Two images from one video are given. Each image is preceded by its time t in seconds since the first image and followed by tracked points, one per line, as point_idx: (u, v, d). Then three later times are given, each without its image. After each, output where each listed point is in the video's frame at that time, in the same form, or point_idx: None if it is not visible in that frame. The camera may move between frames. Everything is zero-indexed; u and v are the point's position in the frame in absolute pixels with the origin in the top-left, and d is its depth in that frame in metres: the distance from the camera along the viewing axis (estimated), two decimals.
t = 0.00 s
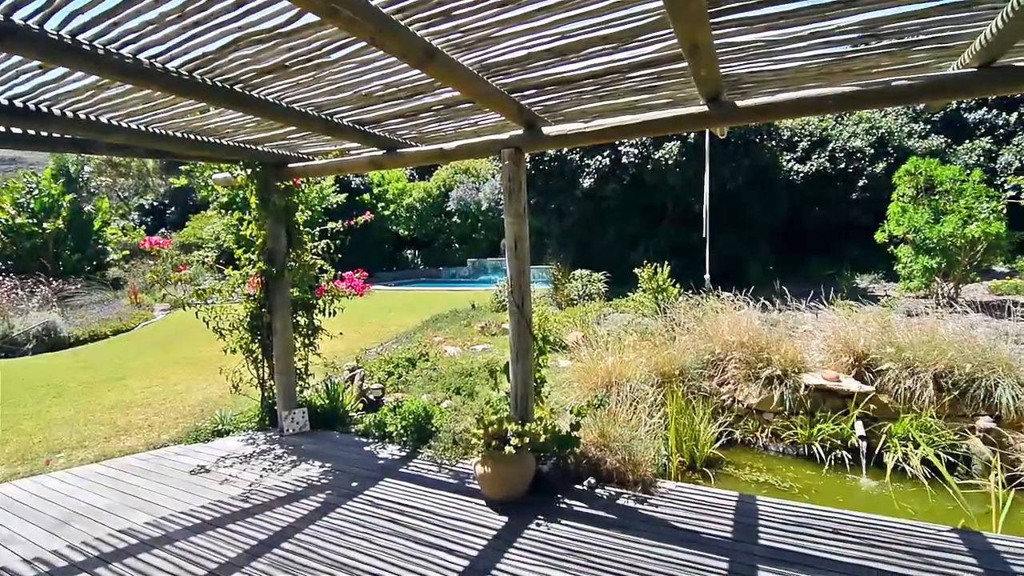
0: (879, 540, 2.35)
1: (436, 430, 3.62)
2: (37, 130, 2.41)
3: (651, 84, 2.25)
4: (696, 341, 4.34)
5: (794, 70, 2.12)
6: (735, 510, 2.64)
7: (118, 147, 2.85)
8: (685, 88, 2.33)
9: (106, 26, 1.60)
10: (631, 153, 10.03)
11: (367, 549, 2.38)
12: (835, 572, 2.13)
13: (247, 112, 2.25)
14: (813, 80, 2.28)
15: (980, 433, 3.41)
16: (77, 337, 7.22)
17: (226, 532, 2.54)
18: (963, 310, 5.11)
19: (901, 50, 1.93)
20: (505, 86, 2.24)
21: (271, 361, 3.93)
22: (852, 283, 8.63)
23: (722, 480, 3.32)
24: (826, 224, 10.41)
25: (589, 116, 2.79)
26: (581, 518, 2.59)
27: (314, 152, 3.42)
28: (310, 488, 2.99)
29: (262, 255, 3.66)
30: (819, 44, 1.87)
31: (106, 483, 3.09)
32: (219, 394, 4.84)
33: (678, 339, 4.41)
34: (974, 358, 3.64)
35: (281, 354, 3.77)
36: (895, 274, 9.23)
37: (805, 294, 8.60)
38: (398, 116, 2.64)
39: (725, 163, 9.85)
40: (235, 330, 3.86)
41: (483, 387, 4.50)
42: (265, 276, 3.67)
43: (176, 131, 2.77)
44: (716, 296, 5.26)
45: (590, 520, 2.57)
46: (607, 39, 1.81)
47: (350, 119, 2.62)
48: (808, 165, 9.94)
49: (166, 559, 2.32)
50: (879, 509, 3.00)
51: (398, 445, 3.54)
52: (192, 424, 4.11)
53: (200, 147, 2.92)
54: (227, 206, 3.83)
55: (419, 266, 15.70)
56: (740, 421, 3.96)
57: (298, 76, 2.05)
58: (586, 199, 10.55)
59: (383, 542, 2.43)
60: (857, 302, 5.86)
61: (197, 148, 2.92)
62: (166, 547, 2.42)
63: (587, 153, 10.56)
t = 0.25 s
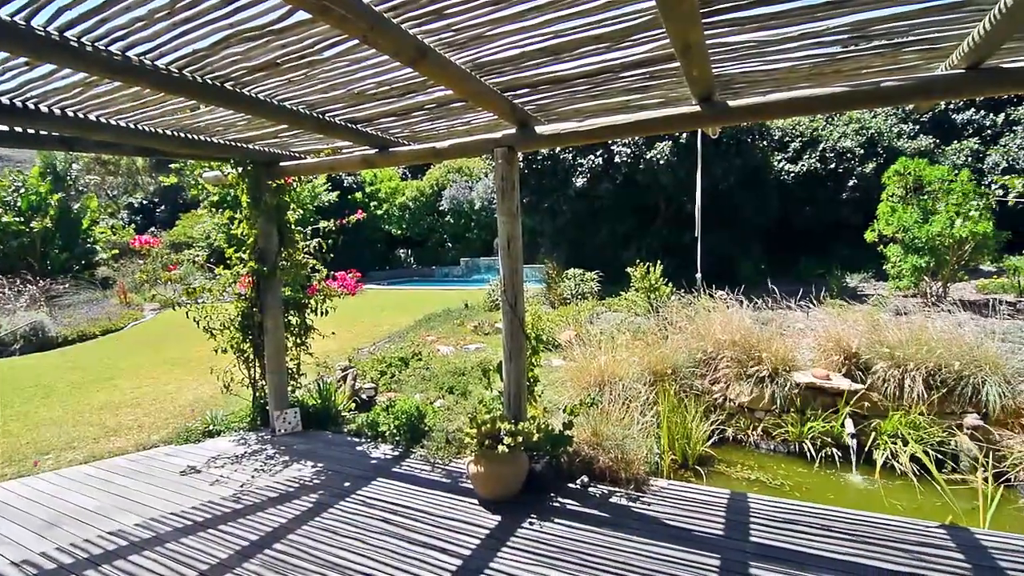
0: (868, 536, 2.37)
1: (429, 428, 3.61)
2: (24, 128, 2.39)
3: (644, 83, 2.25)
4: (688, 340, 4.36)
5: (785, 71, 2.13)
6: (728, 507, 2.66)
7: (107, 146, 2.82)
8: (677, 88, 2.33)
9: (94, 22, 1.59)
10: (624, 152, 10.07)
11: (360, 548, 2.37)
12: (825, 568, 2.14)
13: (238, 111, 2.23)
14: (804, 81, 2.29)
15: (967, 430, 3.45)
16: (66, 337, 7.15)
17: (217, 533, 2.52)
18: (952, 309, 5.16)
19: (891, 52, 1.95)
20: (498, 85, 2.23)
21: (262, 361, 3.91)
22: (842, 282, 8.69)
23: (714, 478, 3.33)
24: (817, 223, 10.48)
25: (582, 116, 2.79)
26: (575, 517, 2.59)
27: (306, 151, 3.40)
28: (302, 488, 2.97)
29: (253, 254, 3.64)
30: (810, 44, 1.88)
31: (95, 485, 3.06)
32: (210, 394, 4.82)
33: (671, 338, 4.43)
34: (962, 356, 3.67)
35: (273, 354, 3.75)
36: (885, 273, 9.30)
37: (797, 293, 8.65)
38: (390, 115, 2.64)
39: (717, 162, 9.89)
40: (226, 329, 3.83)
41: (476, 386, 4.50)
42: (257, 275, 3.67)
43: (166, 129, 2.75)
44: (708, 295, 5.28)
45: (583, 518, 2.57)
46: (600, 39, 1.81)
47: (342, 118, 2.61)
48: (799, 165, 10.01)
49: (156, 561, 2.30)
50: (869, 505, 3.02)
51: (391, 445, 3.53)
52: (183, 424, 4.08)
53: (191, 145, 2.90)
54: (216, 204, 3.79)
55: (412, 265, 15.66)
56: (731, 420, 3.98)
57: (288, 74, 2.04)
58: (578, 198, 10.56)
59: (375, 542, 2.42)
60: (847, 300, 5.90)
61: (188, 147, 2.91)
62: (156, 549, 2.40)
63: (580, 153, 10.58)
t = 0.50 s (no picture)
0: (858, 533, 2.39)
1: (423, 427, 3.61)
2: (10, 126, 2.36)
3: (636, 83, 2.25)
4: (680, 339, 4.37)
5: (776, 72, 2.14)
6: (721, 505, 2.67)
7: (96, 144, 2.80)
8: (669, 88, 2.34)
9: (82, 19, 1.57)
10: (617, 151, 10.09)
11: (352, 549, 2.36)
12: (816, 565, 2.16)
13: (229, 109, 2.22)
14: (795, 82, 2.31)
15: (956, 427, 3.48)
16: (54, 337, 7.09)
17: (208, 534, 2.50)
18: (940, 307, 5.21)
19: (880, 53, 1.96)
20: (491, 85, 2.23)
21: (254, 361, 3.89)
22: (833, 281, 8.75)
23: (706, 476, 3.35)
24: (808, 223, 10.54)
25: (575, 115, 2.79)
26: (567, 515, 2.59)
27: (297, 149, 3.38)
28: (294, 488, 2.96)
29: (245, 253, 3.62)
30: (801, 45, 1.89)
31: (84, 486, 3.04)
32: (201, 394, 4.79)
33: (663, 336, 4.44)
34: (950, 354, 3.71)
35: (265, 353, 3.73)
36: (875, 272, 9.37)
37: (788, 292, 8.70)
38: (382, 114, 2.63)
39: (709, 162, 9.93)
40: (217, 329, 3.81)
41: (470, 385, 4.49)
42: (248, 275, 3.64)
43: (156, 128, 2.72)
44: (700, 295, 5.29)
45: (576, 516, 2.58)
46: (592, 38, 1.81)
47: (333, 116, 2.60)
48: (790, 165, 10.09)
49: (146, 562, 2.29)
50: (859, 502, 3.04)
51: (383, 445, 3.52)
52: (173, 425, 4.06)
53: (182, 144, 2.88)
54: (207, 203, 3.76)
55: (405, 264, 15.62)
56: (723, 418, 4.00)
57: (280, 72, 2.03)
58: (571, 197, 10.57)
59: (367, 541, 2.41)
60: (838, 299, 5.94)
61: (178, 146, 2.89)
62: (146, 550, 2.38)
63: (573, 152, 10.59)
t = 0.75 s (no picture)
0: (849, 530, 2.40)
1: (416, 427, 3.60)
2: None
3: (629, 83, 2.26)
4: (673, 339, 4.38)
5: (768, 72, 2.15)
6: (713, 503, 2.68)
7: (85, 142, 2.77)
8: (662, 88, 2.34)
9: (71, 16, 1.56)
10: (610, 151, 10.10)
11: (345, 549, 2.35)
12: (807, 562, 2.17)
13: (220, 107, 2.20)
14: (786, 82, 2.32)
15: (944, 425, 3.52)
16: (42, 337, 7.02)
17: (199, 535, 2.49)
18: (930, 306, 5.25)
19: (871, 54, 1.97)
20: (484, 84, 2.23)
21: (246, 361, 3.87)
22: (824, 281, 8.80)
23: (698, 475, 3.36)
24: (799, 223, 10.60)
25: (568, 115, 2.79)
26: (561, 515, 2.59)
27: (289, 148, 3.37)
28: (287, 489, 2.95)
29: (236, 252, 3.60)
30: (793, 46, 1.89)
31: (73, 488, 3.01)
32: (192, 395, 4.76)
33: (656, 336, 4.46)
34: (939, 352, 3.74)
35: (256, 353, 3.71)
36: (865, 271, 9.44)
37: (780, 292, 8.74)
38: (375, 113, 2.62)
39: (701, 162, 9.96)
40: (208, 329, 3.79)
41: (463, 385, 4.49)
42: (240, 274, 3.62)
43: (146, 126, 2.70)
44: (693, 294, 5.31)
45: (569, 516, 2.58)
46: (586, 38, 1.81)
47: (326, 115, 2.59)
48: (782, 165, 10.17)
49: (137, 564, 2.27)
50: (850, 500, 3.06)
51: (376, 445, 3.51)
52: (164, 426, 4.03)
53: (173, 142, 2.86)
54: (198, 202, 3.73)
55: (398, 264, 15.58)
56: (716, 416, 4.01)
57: (272, 71, 2.02)
58: (565, 197, 10.57)
59: (360, 542, 2.41)
60: (829, 299, 5.98)
61: (169, 144, 2.87)
62: (136, 552, 2.36)
63: (566, 152, 10.59)
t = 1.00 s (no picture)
0: (840, 527, 2.42)
1: (409, 427, 3.60)
2: None
3: (622, 83, 2.26)
4: (665, 338, 4.39)
5: (759, 73, 2.16)
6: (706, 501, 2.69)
7: (73, 141, 2.75)
8: (654, 88, 2.35)
9: (59, 13, 1.54)
10: (603, 151, 10.12)
11: (337, 550, 2.34)
12: (798, 559, 2.18)
13: (210, 105, 2.19)
14: (777, 83, 2.33)
15: (933, 422, 3.55)
16: (30, 337, 6.95)
17: (190, 537, 2.47)
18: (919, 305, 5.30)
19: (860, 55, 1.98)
20: (476, 84, 2.22)
21: (237, 361, 3.85)
22: (815, 280, 8.86)
23: (690, 473, 3.37)
24: (790, 223, 10.67)
25: (560, 115, 2.79)
26: (554, 514, 2.60)
27: (281, 147, 3.35)
28: (279, 490, 2.93)
29: (227, 252, 3.57)
30: (784, 47, 1.90)
31: (61, 490, 2.98)
32: (182, 396, 4.73)
33: (649, 335, 4.47)
34: (928, 350, 3.78)
35: (248, 354, 3.69)
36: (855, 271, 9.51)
37: (771, 291, 8.78)
38: (367, 112, 2.61)
39: (694, 162, 9.99)
40: (199, 330, 3.76)
41: (456, 385, 4.49)
42: (231, 274, 3.60)
43: (135, 124, 2.68)
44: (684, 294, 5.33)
45: (562, 515, 2.58)
46: (578, 38, 1.81)
47: (317, 114, 2.57)
48: (773, 165, 10.27)
49: (126, 567, 2.25)
50: (840, 497, 3.09)
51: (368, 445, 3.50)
52: (154, 427, 4.00)
53: (163, 141, 2.84)
54: (188, 202, 3.71)
55: (391, 263, 15.55)
56: (707, 415, 4.03)
57: (263, 69, 2.01)
58: (558, 197, 10.58)
59: (353, 543, 2.40)
60: (820, 298, 6.01)
61: (158, 143, 2.84)
62: (125, 554, 2.34)
63: (559, 152, 10.59)
